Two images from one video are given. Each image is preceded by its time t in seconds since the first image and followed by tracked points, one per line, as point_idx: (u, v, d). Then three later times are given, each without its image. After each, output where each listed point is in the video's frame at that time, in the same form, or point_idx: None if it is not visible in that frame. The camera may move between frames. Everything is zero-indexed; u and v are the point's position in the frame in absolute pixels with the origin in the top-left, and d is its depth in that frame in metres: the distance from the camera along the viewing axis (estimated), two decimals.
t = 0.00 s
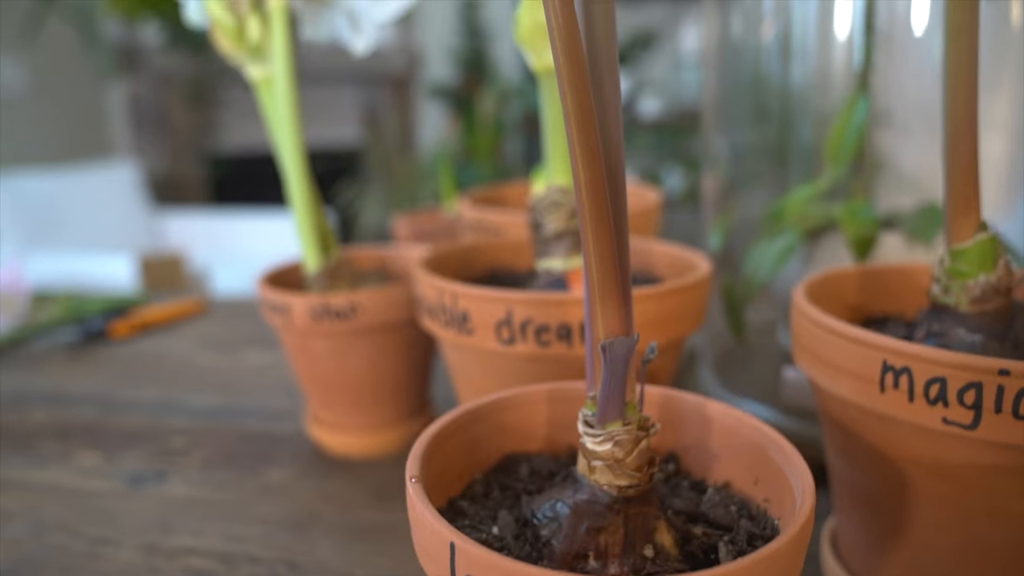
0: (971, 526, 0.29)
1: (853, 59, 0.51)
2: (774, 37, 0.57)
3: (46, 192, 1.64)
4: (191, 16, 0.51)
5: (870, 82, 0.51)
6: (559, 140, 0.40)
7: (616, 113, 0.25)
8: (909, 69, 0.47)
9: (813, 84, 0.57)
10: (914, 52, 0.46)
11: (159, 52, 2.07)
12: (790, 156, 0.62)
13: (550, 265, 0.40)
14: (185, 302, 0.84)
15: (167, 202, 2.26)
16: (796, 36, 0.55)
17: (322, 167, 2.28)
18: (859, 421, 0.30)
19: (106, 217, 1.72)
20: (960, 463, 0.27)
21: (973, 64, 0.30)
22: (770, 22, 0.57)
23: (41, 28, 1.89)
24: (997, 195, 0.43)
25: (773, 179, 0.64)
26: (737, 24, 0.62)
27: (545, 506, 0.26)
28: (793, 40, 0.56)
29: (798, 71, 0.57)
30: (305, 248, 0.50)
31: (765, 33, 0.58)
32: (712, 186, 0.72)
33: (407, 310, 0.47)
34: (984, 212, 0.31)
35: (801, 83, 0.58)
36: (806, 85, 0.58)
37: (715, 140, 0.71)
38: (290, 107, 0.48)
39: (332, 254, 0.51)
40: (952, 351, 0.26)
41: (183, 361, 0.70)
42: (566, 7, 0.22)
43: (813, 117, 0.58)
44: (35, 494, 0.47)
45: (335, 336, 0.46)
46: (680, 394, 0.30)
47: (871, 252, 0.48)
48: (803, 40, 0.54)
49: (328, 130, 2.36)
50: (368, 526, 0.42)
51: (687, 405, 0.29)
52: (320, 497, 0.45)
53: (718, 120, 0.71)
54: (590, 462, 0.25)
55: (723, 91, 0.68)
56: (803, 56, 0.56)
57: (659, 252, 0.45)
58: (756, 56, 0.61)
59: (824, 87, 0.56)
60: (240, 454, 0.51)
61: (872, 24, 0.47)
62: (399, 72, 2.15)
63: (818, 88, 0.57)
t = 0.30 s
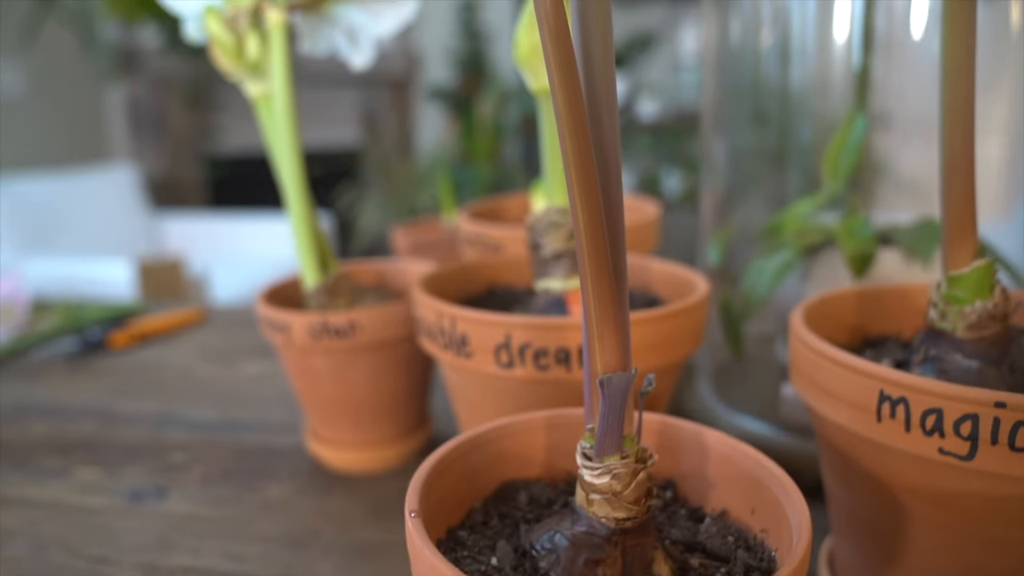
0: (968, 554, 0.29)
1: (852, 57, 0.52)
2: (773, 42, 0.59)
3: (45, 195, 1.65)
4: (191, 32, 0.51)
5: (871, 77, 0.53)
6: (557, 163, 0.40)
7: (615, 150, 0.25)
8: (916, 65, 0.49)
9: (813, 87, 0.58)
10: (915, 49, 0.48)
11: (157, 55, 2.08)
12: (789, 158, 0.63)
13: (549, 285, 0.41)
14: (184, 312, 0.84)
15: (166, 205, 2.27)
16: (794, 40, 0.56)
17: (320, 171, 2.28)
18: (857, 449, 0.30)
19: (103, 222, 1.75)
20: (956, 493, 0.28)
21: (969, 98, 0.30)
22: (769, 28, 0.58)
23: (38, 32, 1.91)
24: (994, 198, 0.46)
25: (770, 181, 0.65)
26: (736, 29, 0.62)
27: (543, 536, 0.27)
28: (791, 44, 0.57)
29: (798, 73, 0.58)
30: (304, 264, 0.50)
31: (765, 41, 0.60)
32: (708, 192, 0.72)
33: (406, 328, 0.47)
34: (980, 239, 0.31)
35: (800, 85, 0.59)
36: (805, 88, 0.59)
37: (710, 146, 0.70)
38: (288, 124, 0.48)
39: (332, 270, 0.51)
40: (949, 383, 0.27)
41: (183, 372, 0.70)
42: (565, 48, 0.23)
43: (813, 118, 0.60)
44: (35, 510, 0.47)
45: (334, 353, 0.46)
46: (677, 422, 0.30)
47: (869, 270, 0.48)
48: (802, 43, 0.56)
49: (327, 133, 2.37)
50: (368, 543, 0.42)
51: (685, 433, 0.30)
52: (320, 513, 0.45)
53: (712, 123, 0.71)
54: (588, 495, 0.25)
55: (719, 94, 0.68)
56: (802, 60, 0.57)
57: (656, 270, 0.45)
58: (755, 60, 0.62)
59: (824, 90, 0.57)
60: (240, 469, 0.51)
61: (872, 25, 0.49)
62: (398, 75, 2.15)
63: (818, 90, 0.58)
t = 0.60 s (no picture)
0: None
1: (850, 60, 0.53)
2: (772, 46, 0.59)
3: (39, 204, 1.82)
4: (192, 52, 0.51)
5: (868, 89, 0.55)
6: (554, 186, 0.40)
7: (612, 189, 0.24)
8: (909, 71, 0.54)
9: (812, 90, 0.58)
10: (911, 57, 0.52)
11: (157, 58, 2.10)
12: (787, 163, 0.65)
13: (547, 308, 0.41)
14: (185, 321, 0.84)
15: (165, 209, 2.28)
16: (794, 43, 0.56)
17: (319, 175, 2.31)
18: (853, 479, 0.30)
19: (103, 228, 1.92)
20: (950, 524, 0.28)
21: (963, 127, 0.31)
22: (770, 31, 0.58)
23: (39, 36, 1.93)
24: (994, 199, 0.51)
25: (769, 187, 0.67)
26: (736, 33, 0.62)
27: (541, 570, 0.27)
28: (790, 47, 0.57)
29: (797, 76, 0.58)
30: (302, 283, 0.50)
31: (763, 45, 0.59)
32: (708, 196, 0.71)
33: (405, 347, 0.47)
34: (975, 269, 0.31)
35: (799, 89, 0.59)
36: (804, 91, 0.59)
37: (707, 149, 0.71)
38: (288, 144, 0.49)
39: (331, 287, 0.51)
40: (943, 418, 0.27)
41: (182, 384, 0.70)
42: (561, 91, 0.23)
43: (812, 121, 0.61)
44: (35, 527, 0.47)
45: (333, 373, 0.46)
46: (674, 452, 0.30)
47: (867, 289, 0.48)
48: (802, 46, 0.56)
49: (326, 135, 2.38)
50: (367, 562, 0.42)
51: (682, 463, 0.30)
52: (318, 532, 0.45)
53: (709, 126, 0.71)
54: (585, 530, 0.26)
55: (717, 99, 0.68)
56: (801, 63, 0.57)
57: (654, 290, 0.45)
58: (754, 62, 0.61)
59: (823, 93, 0.58)
60: (239, 486, 0.52)
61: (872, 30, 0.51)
62: (398, 78, 2.15)
63: (817, 92, 0.58)
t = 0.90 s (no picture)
0: None
1: (850, 62, 0.57)
2: (770, 52, 0.61)
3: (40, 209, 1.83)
4: (191, 73, 0.51)
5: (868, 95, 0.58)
6: (551, 213, 0.39)
7: (610, 236, 0.25)
8: (908, 77, 0.57)
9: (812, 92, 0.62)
10: (910, 63, 0.55)
11: (157, 61, 2.11)
12: (784, 166, 0.67)
13: (546, 333, 0.41)
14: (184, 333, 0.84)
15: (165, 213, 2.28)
16: (793, 51, 0.59)
17: (318, 179, 2.32)
18: (849, 511, 0.30)
19: (104, 232, 1.93)
20: (945, 559, 0.28)
21: (961, 162, 0.30)
22: (770, 37, 0.60)
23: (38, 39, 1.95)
24: (993, 204, 0.58)
25: (767, 190, 0.69)
26: (733, 37, 0.62)
27: None
28: (788, 53, 0.60)
29: (796, 80, 0.61)
30: (302, 304, 0.51)
31: (762, 51, 0.61)
32: (709, 199, 0.71)
33: (405, 369, 0.48)
34: (971, 302, 0.31)
35: (799, 94, 0.62)
36: (804, 94, 0.62)
37: (704, 156, 0.72)
38: (288, 166, 0.49)
39: (332, 307, 0.52)
40: (937, 455, 0.27)
41: (182, 399, 0.70)
42: (559, 141, 0.23)
43: (811, 124, 0.64)
44: (36, 547, 0.48)
45: (334, 395, 0.47)
46: (671, 485, 0.30)
47: (865, 310, 0.48)
48: (802, 51, 0.59)
49: (325, 137, 2.38)
50: None
51: (679, 496, 0.30)
52: (319, 551, 0.46)
53: (708, 128, 0.71)
54: (583, 569, 0.26)
55: (715, 102, 0.68)
56: (801, 67, 0.60)
57: (653, 312, 0.46)
58: (752, 68, 0.63)
59: (823, 96, 0.61)
60: (240, 504, 0.52)
61: (869, 30, 0.54)
62: (398, 81, 2.16)
63: (815, 96, 0.62)
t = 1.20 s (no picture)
0: None
1: (847, 65, 0.59)
2: (768, 55, 0.63)
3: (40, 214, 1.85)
4: (190, 92, 0.51)
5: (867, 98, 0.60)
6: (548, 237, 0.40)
7: (606, 276, 0.25)
8: (906, 82, 0.57)
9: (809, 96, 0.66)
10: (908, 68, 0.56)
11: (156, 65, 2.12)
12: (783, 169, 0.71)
13: (544, 357, 0.42)
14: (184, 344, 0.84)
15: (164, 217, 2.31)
16: (789, 56, 0.62)
17: (318, 184, 2.32)
18: (846, 543, 0.30)
19: (104, 236, 1.94)
20: None
21: (957, 198, 0.30)
22: (767, 41, 0.62)
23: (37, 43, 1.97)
24: (991, 211, 0.55)
25: (766, 191, 0.72)
26: (732, 39, 0.64)
27: None
28: (784, 57, 0.63)
29: (795, 83, 0.65)
30: (302, 323, 0.51)
31: (761, 54, 0.64)
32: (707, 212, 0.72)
33: (404, 389, 0.48)
34: (967, 333, 0.32)
35: (798, 98, 0.66)
36: (801, 96, 0.66)
37: (702, 159, 0.73)
38: (289, 188, 0.49)
39: (331, 327, 0.52)
40: (932, 489, 0.27)
41: (182, 412, 0.70)
42: (555, 189, 0.23)
43: (809, 127, 0.68)
44: (36, 567, 0.48)
45: (333, 416, 0.47)
46: (669, 516, 0.31)
47: (862, 330, 0.48)
48: (799, 54, 0.61)
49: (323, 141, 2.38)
50: None
51: (676, 527, 0.30)
52: (318, 569, 0.46)
53: (705, 131, 0.73)
54: None
55: (714, 105, 0.69)
56: (798, 70, 0.63)
57: (651, 333, 0.46)
58: (750, 71, 0.65)
59: (820, 99, 0.65)
60: (239, 522, 0.52)
61: (869, 26, 0.54)
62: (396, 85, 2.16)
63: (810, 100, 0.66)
